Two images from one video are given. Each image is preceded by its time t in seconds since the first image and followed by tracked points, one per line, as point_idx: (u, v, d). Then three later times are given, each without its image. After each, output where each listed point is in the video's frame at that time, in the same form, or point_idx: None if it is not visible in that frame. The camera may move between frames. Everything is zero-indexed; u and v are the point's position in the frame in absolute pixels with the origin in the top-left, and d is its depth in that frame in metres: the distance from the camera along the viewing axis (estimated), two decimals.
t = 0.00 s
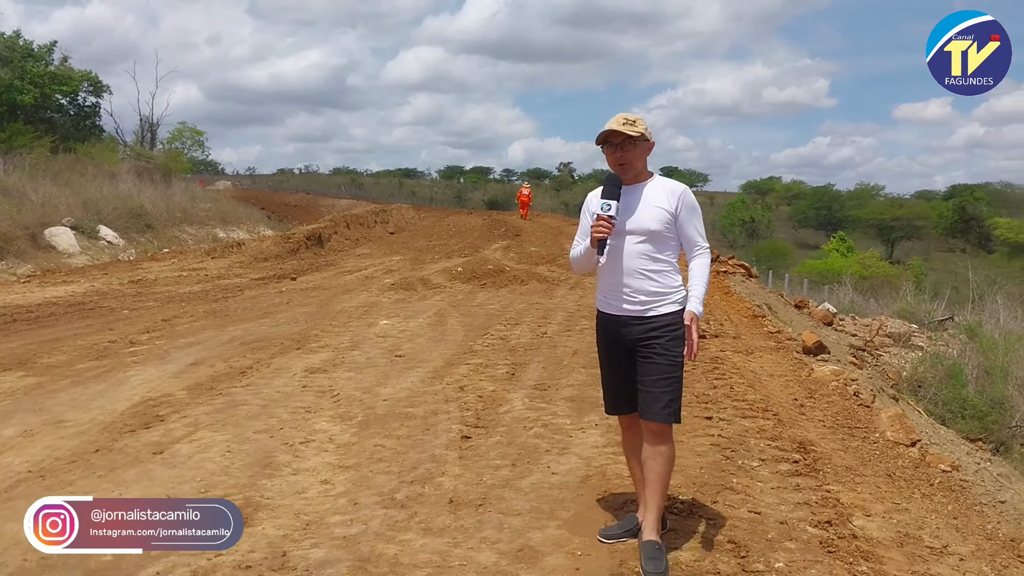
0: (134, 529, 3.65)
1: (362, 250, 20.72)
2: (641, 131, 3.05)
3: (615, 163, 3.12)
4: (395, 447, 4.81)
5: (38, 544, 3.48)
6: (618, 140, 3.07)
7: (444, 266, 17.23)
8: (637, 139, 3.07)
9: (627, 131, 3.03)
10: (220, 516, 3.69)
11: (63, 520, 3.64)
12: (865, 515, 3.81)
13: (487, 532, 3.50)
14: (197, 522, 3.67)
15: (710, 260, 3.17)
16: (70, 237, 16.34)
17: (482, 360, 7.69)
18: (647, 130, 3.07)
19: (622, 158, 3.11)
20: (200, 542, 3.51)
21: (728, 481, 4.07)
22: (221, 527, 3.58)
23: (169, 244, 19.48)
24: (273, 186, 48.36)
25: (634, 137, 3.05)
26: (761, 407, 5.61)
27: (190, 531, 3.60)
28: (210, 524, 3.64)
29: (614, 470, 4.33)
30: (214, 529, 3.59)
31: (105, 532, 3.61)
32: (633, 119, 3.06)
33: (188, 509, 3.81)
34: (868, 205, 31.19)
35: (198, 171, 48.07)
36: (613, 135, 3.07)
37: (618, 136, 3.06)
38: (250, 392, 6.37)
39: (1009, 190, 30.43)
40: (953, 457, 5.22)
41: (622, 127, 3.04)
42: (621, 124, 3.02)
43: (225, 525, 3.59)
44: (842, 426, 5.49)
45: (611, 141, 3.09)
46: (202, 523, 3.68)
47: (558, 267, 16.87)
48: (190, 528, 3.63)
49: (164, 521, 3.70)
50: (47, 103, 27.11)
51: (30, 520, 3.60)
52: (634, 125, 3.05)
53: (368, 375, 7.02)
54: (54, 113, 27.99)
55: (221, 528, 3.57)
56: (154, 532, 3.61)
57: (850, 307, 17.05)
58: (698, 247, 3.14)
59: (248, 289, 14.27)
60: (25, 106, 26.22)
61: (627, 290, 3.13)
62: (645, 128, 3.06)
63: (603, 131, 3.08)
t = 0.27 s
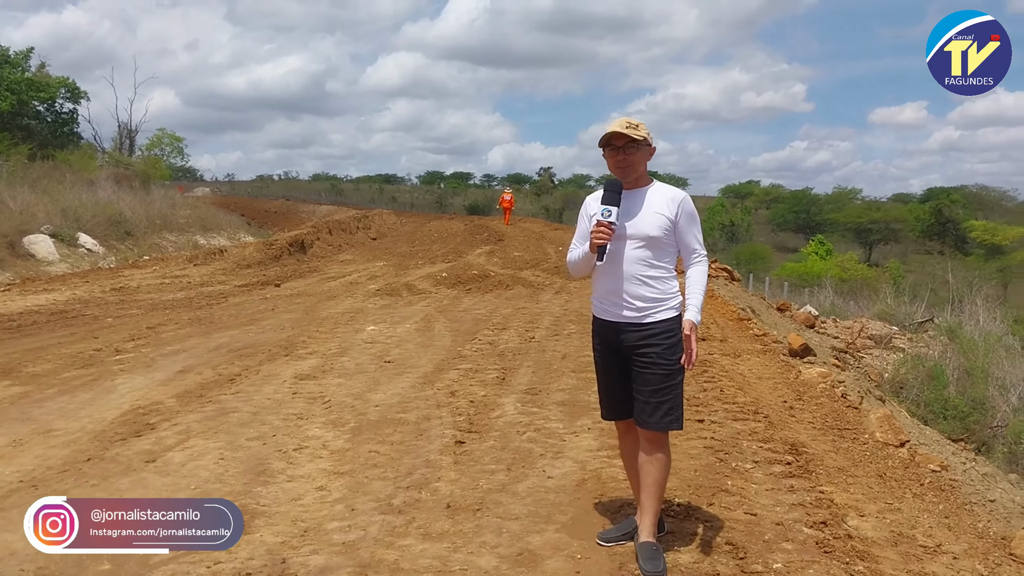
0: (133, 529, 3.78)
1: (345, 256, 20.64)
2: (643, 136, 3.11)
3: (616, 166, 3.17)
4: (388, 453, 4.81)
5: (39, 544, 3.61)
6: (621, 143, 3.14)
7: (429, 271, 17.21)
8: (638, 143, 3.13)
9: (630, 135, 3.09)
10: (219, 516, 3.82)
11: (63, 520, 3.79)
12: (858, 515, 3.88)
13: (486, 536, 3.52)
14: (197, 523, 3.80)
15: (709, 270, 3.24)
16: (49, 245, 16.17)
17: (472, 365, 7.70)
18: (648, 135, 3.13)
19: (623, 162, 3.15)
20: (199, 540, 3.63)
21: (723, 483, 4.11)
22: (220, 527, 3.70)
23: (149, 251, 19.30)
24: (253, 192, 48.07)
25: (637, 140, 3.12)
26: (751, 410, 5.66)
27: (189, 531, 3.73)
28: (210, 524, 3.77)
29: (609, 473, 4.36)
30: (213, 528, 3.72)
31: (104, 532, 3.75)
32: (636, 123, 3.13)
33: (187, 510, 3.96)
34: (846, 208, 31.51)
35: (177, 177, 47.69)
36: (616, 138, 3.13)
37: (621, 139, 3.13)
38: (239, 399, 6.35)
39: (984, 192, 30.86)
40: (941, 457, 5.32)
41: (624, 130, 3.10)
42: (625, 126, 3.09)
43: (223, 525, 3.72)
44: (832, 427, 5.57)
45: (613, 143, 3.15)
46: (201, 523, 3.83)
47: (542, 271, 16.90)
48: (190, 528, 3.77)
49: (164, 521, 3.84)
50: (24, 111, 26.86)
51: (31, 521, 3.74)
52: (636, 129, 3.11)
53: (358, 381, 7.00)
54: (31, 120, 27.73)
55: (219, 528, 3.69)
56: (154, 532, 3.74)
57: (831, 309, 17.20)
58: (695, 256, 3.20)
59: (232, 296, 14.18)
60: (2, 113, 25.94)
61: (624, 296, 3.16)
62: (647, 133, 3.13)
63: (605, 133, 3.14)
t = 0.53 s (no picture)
0: (134, 529, 3.82)
1: (333, 260, 20.59)
2: (648, 139, 3.14)
3: (620, 167, 3.20)
4: (385, 457, 4.82)
5: (39, 544, 3.65)
6: (626, 144, 3.17)
7: (418, 275, 17.21)
8: (643, 146, 3.16)
9: (636, 138, 3.12)
10: (220, 517, 3.85)
11: (63, 520, 3.82)
12: (854, 516, 3.94)
13: (486, 540, 3.54)
14: (198, 523, 3.83)
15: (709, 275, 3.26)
16: (34, 250, 16.05)
17: (465, 369, 7.71)
18: (654, 139, 3.16)
19: (628, 163, 3.19)
20: (200, 541, 3.67)
21: (720, 485, 4.15)
22: (221, 527, 3.74)
23: (136, 256, 19.18)
24: (239, 196, 47.88)
25: (642, 144, 3.15)
26: (745, 412, 5.70)
27: (189, 531, 3.77)
28: (211, 525, 3.80)
29: (606, 476, 4.38)
30: (215, 529, 3.75)
31: (105, 532, 3.78)
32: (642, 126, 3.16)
33: (186, 510, 3.99)
34: (831, 212, 31.76)
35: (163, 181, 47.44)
36: (621, 139, 3.17)
37: (627, 141, 3.16)
38: (233, 404, 6.32)
39: (967, 196, 31.19)
40: (933, 457, 5.38)
41: (630, 132, 3.13)
42: (631, 128, 3.12)
43: (223, 525, 3.76)
44: (825, 429, 5.63)
45: (619, 144, 3.18)
46: (201, 523, 3.86)
47: (532, 275, 16.91)
48: (190, 528, 3.80)
49: (164, 521, 3.88)
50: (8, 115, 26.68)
51: (31, 521, 3.78)
52: (642, 132, 3.15)
53: (351, 386, 7.00)
54: (15, 124, 27.55)
55: (220, 528, 3.73)
56: (154, 532, 3.78)
57: (818, 312, 17.32)
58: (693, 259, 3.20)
59: (221, 301, 14.12)
60: None
61: (623, 300, 3.19)
62: (652, 137, 3.16)
63: (611, 135, 3.17)
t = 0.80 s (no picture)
0: (134, 529, 3.84)
1: (326, 262, 20.57)
2: (653, 139, 3.18)
3: (624, 168, 3.24)
4: (384, 459, 4.83)
5: (40, 544, 3.66)
6: (630, 146, 3.21)
7: (411, 278, 17.20)
8: (648, 147, 3.20)
9: (640, 138, 3.16)
10: (220, 517, 3.87)
11: (63, 520, 3.84)
12: (851, 516, 3.98)
13: (487, 540, 3.56)
14: (198, 523, 3.85)
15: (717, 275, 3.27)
16: (25, 253, 15.97)
17: (461, 371, 7.72)
18: (659, 139, 3.20)
19: (633, 164, 3.23)
20: (201, 541, 3.69)
21: (718, 486, 4.18)
22: (222, 527, 3.76)
23: (127, 258, 19.10)
24: (230, 198, 47.74)
25: (647, 144, 3.18)
26: (741, 414, 5.74)
27: (190, 531, 3.78)
28: (211, 525, 3.82)
29: (605, 478, 4.40)
30: (215, 529, 3.77)
31: (105, 532, 3.80)
32: (647, 127, 3.20)
33: (187, 511, 4.01)
34: (821, 215, 31.89)
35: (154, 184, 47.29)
36: (626, 141, 3.21)
37: (631, 142, 3.21)
38: (230, 406, 6.32)
39: (956, 199, 31.40)
40: (927, 458, 5.43)
41: (634, 133, 3.18)
42: (635, 129, 3.16)
43: (224, 526, 3.77)
44: (820, 430, 5.67)
45: (623, 145, 3.22)
46: (202, 523, 3.87)
47: (525, 277, 16.93)
48: (190, 528, 3.81)
49: (164, 521, 3.89)
50: None
51: (31, 521, 3.79)
52: (646, 133, 3.18)
53: (348, 388, 7.00)
54: (5, 126, 27.43)
55: (221, 529, 3.74)
56: (154, 532, 3.80)
57: (809, 314, 17.39)
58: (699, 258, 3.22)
59: (214, 304, 14.08)
60: None
61: (628, 302, 3.21)
62: (657, 137, 3.19)
63: (616, 136, 3.22)
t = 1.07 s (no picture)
0: (134, 529, 3.84)
1: (323, 264, 20.57)
2: (664, 144, 3.17)
3: (635, 172, 3.24)
4: (383, 460, 4.84)
5: (39, 544, 3.67)
6: (641, 151, 3.20)
7: (408, 279, 17.21)
8: (659, 151, 3.19)
9: (653, 143, 3.15)
10: (220, 517, 3.87)
11: (63, 520, 3.84)
12: (849, 517, 4.00)
13: (487, 541, 3.57)
14: (198, 523, 3.85)
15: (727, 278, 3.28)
16: (21, 254, 15.95)
17: (460, 372, 7.73)
18: (670, 144, 3.19)
19: (644, 169, 3.22)
20: (201, 541, 3.69)
21: (717, 487, 4.19)
22: (222, 527, 3.76)
23: (123, 260, 19.07)
24: (227, 200, 47.71)
25: (658, 148, 3.18)
26: (739, 415, 5.75)
27: (190, 531, 3.77)
28: (211, 524, 3.82)
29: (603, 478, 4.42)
30: (215, 529, 3.77)
31: (105, 532, 3.81)
32: (658, 132, 3.19)
33: (187, 510, 4.01)
34: (817, 216, 31.94)
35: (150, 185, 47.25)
36: (636, 145, 3.20)
37: (641, 147, 3.19)
38: (228, 408, 6.32)
39: (952, 201, 31.50)
40: (925, 459, 5.45)
41: (645, 137, 3.17)
42: (647, 134, 3.15)
43: (226, 525, 3.77)
44: (817, 431, 5.70)
45: (633, 150, 3.22)
46: (202, 523, 3.87)
47: (522, 278, 16.95)
48: (191, 528, 3.81)
49: (164, 521, 3.90)
50: None
51: (31, 521, 3.79)
52: (658, 137, 3.18)
53: (346, 389, 7.01)
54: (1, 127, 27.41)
55: (222, 528, 3.75)
56: (154, 532, 3.81)
57: (805, 316, 17.42)
58: (709, 262, 3.23)
59: (211, 305, 14.08)
60: None
61: (636, 307, 3.22)
62: (669, 141, 3.18)
63: (627, 140, 3.21)
